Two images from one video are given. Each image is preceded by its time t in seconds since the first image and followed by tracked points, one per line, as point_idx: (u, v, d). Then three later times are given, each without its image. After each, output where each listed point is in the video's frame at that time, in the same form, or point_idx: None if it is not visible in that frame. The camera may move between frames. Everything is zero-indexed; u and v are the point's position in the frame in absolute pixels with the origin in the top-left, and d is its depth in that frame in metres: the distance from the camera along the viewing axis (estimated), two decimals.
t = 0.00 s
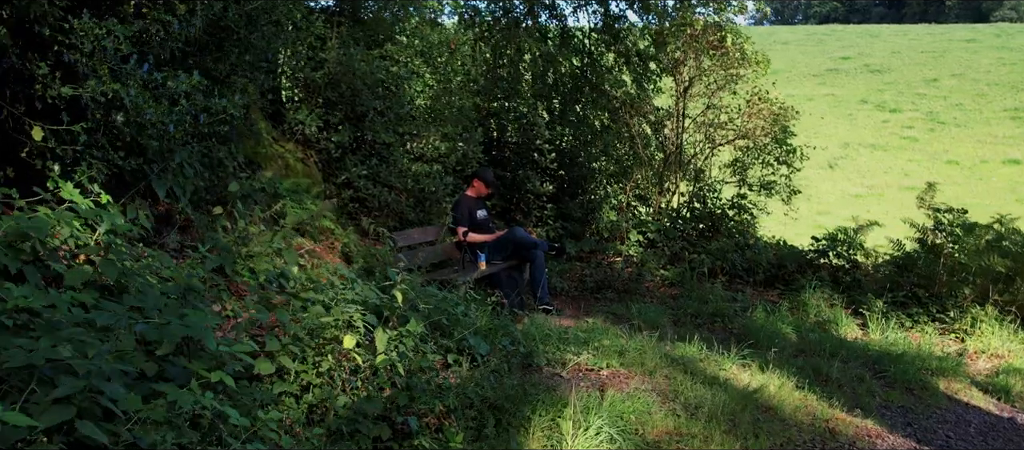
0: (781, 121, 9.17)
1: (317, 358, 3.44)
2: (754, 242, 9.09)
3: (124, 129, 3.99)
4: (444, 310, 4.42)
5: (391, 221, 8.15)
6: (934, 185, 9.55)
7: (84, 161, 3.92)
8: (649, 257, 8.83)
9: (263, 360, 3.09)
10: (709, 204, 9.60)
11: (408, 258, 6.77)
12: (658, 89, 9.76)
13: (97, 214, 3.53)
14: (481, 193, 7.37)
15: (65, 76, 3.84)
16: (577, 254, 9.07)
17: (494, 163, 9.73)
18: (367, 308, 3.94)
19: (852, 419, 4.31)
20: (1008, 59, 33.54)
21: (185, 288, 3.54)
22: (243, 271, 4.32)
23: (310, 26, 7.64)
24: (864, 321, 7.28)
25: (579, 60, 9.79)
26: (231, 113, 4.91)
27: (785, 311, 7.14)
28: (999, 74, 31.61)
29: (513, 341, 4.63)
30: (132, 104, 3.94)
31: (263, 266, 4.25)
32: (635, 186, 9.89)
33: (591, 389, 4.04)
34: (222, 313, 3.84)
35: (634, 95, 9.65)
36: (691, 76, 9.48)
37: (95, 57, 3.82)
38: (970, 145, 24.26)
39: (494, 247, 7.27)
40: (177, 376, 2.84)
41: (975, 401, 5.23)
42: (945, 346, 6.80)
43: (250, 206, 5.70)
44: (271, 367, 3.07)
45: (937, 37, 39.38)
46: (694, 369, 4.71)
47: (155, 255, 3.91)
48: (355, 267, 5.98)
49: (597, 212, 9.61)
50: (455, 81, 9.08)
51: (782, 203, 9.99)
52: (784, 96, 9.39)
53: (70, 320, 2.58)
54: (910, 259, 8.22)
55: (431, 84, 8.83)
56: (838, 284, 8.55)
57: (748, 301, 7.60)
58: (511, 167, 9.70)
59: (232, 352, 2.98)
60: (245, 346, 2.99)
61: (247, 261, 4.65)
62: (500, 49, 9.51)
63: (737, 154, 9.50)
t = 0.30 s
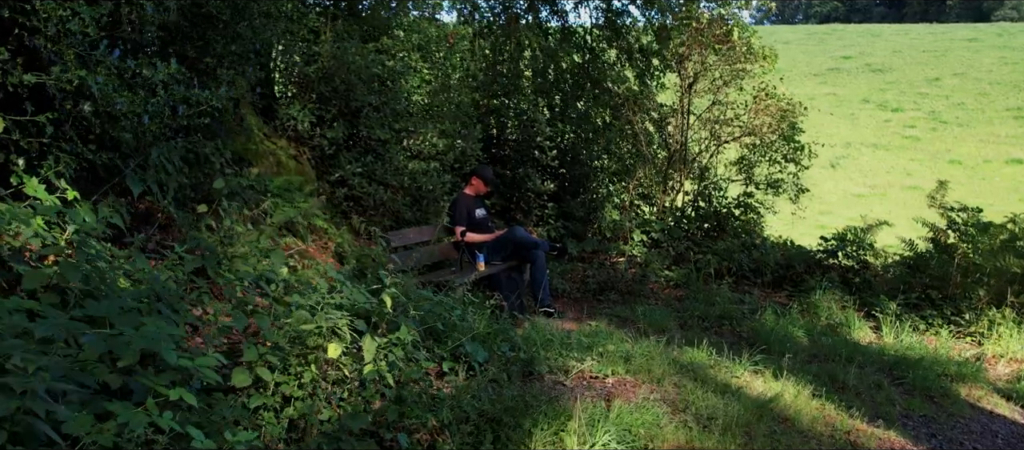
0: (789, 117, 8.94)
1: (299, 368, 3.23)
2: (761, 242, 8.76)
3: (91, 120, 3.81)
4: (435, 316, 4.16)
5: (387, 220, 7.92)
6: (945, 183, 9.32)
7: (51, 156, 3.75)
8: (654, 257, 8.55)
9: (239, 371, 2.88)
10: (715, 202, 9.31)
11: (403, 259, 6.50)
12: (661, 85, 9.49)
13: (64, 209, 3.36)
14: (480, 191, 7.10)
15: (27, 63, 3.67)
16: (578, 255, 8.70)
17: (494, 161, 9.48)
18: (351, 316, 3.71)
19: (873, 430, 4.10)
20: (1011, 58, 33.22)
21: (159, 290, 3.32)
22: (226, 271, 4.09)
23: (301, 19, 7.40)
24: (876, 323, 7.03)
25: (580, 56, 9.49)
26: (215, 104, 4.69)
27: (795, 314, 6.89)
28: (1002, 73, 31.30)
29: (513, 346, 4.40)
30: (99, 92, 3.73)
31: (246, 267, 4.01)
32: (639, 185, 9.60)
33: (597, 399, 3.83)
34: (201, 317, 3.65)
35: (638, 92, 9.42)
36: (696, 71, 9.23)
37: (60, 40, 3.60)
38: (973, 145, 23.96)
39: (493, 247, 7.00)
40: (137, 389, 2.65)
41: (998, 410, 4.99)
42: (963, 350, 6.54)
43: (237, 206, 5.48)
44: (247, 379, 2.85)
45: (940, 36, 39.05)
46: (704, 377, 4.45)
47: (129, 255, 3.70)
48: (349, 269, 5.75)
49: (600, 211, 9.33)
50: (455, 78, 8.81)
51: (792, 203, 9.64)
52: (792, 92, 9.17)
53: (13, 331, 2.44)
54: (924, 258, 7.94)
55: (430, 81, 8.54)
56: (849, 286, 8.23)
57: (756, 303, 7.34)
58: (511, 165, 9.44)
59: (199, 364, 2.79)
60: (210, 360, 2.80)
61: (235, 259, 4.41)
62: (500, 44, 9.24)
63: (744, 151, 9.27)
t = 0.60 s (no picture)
0: (797, 114, 8.69)
1: (276, 381, 3.07)
2: (768, 242, 8.58)
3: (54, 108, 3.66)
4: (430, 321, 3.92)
5: (383, 220, 7.69)
6: (958, 181, 9.03)
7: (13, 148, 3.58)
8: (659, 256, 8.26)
9: (210, 384, 2.74)
10: (722, 201, 9.09)
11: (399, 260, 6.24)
12: (665, 81, 9.25)
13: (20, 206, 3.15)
14: (478, 189, 6.86)
15: None
16: (580, 255, 8.41)
17: (493, 159, 9.19)
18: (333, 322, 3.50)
19: (896, 443, 3.86)
20: (1013, 57, 32.94)
21: (131, 292, 3.12)
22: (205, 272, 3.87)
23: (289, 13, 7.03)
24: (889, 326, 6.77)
25: (581, 53, 9.19)
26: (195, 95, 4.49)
27: (806, 316, 6.60)
28: (1004, 72, 31.00)
29: (512, 352, 4.17)
30: (63, 78, 3.56)
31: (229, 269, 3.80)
32: (642, 184, 9.36)
33: (602, 410, 3.60)
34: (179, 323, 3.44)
35: (642, 88, 9.14)
36: (700, 67, 9.01)
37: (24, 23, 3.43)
38: (975, 144, 23.69)
39: (492, 248, 6.74)
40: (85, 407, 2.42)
41: None
42: (980, 355, 6.28)
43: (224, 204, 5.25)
44: (217, 394, 2.70)
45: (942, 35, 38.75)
46: (715, 385, 4.19)
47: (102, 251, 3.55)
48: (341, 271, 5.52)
49: (602, 210, 9.09)
50: (453, 76, 8.42)
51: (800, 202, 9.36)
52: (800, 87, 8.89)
53: None
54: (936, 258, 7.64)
55: (428, 76, 8.21)
56: (857, 287, 8.02)
57: (765, 306, 7.07)
58: (511, 162, 9.16)
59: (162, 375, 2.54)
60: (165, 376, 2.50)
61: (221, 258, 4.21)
62: (500, 41, 8.91)
63: (750, 149, 9.02)
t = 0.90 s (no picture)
0: (805, 110, 8.41)
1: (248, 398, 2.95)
2: (776, 242, 8.23)
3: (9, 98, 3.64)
4: (422, 327, 3.70)
5: (378, 219, 7.47)
6: (969, 179, 8.70)
7: None
8: (664, 258, 8.05)
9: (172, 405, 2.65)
10: (728, 201, 8.80)
11: (393, 262, 5.98)
12: (669, 77, 8.96)
13: None
14: (476, 187, 6.66)
15: None
16: (582, 256, 8.16)
17: (493, 157, 8.96)
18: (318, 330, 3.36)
19: None
20: (1016, 57, 32.64)
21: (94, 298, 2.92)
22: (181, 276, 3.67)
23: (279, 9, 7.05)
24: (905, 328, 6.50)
25: (582, 49, 8.95)
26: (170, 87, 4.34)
27: (818, 320, 6.33)
28: (1006, 72, 30.70)
29: (511, 361, 3.96)
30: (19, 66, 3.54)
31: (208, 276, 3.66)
32: (645, 182, 9.09)
33: (609, 425, 3.36)
34: (151, 329, 3.22)
35: (644, 84, 8.87)
36: (705, 63, 8.72)
37: None
38: (977, 144, 23.44)
39: (490, 248, 6.47)
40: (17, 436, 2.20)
41: None
42: (998, 360, 6.03)
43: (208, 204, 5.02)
44: (179, 413, 2.64)
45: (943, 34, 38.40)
46: (726, 396, 3.94)
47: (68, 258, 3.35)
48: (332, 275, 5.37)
49: (604, 209, 8.79)
50: (452, 73, 8.21)
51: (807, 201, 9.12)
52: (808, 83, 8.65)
53: None
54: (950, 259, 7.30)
55: (423, 71, 7.92)
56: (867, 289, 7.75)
57: (773, 309, 6.82)
58: (511, 160, 8.90)
59: (103, 397, 2.36)
60: (101, 400, 2.29)
61: (203, 260, 4.01)
62: (500, 37, 8.76)
63: (757, 147, 8.76)
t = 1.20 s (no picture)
0: (813, 107, 8.16)
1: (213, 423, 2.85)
2: (783, 243, 7.92)
3: None
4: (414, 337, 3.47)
5: (372, 220, 7.24)
6: (981, 178, 8.32)
7: None
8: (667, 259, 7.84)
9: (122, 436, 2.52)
10: (734, 200, 8.41)
11: (386, 263, 5.73)
12: (672, 73, 8.71)
13: None
14: (473, 187, 6.42)
15: None
16: (584, 258, 7.91)
17: (491, 155, 8.72)
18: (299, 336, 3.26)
19: None
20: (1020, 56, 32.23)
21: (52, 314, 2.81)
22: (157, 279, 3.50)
23: (268, 2, 6.89)
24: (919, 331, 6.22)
25: (583, 45, 8.65)
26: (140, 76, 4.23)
27: (829, 325, 6.07)
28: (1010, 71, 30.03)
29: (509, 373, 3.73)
30: None
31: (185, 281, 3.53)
32: (647, 181, 8.85)
33: (613, 444, 3.12)
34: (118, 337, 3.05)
35: (647, 80, 8.58)
36: (711, 59, 8.47)
37: None
38: (981, 144, 23.10)
39: (488, 250, 6.23)
40: None
41: None
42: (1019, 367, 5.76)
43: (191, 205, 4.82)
44: (130, 442, 2.50)
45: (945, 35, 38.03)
46: (739, 408, 3.69)
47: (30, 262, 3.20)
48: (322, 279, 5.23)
49: (605, 209, 8.50)
50: (451, 70, 8.07)
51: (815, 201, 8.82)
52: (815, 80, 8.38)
53: None
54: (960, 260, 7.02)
55: (419, 66, 7.88)
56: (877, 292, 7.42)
57: (782, 313, 6.57)
58: (509, 159, 8.63)
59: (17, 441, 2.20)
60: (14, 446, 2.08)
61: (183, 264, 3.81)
62: (497, 33, 8.54)
63: (763, 145, 8.48)
